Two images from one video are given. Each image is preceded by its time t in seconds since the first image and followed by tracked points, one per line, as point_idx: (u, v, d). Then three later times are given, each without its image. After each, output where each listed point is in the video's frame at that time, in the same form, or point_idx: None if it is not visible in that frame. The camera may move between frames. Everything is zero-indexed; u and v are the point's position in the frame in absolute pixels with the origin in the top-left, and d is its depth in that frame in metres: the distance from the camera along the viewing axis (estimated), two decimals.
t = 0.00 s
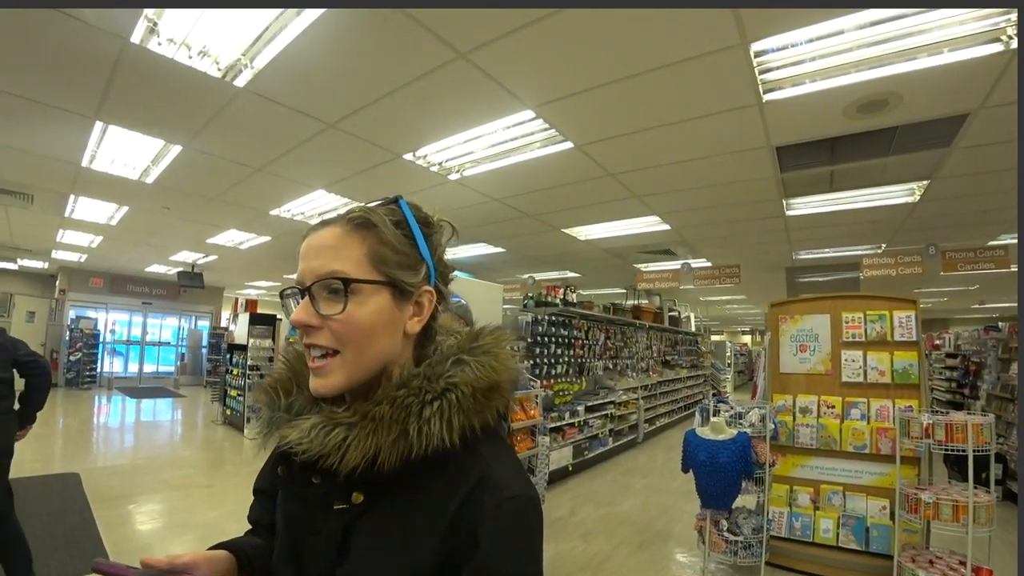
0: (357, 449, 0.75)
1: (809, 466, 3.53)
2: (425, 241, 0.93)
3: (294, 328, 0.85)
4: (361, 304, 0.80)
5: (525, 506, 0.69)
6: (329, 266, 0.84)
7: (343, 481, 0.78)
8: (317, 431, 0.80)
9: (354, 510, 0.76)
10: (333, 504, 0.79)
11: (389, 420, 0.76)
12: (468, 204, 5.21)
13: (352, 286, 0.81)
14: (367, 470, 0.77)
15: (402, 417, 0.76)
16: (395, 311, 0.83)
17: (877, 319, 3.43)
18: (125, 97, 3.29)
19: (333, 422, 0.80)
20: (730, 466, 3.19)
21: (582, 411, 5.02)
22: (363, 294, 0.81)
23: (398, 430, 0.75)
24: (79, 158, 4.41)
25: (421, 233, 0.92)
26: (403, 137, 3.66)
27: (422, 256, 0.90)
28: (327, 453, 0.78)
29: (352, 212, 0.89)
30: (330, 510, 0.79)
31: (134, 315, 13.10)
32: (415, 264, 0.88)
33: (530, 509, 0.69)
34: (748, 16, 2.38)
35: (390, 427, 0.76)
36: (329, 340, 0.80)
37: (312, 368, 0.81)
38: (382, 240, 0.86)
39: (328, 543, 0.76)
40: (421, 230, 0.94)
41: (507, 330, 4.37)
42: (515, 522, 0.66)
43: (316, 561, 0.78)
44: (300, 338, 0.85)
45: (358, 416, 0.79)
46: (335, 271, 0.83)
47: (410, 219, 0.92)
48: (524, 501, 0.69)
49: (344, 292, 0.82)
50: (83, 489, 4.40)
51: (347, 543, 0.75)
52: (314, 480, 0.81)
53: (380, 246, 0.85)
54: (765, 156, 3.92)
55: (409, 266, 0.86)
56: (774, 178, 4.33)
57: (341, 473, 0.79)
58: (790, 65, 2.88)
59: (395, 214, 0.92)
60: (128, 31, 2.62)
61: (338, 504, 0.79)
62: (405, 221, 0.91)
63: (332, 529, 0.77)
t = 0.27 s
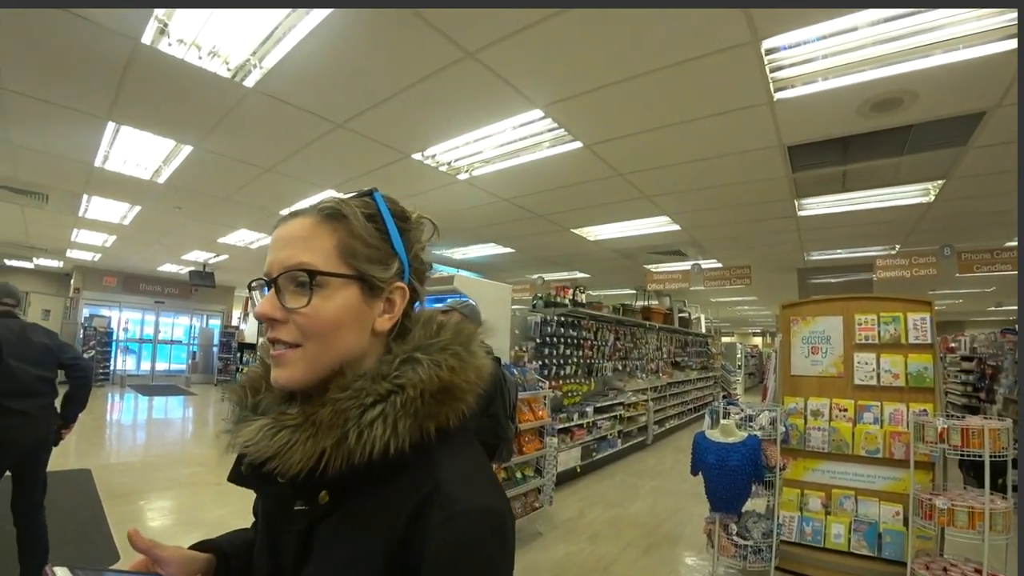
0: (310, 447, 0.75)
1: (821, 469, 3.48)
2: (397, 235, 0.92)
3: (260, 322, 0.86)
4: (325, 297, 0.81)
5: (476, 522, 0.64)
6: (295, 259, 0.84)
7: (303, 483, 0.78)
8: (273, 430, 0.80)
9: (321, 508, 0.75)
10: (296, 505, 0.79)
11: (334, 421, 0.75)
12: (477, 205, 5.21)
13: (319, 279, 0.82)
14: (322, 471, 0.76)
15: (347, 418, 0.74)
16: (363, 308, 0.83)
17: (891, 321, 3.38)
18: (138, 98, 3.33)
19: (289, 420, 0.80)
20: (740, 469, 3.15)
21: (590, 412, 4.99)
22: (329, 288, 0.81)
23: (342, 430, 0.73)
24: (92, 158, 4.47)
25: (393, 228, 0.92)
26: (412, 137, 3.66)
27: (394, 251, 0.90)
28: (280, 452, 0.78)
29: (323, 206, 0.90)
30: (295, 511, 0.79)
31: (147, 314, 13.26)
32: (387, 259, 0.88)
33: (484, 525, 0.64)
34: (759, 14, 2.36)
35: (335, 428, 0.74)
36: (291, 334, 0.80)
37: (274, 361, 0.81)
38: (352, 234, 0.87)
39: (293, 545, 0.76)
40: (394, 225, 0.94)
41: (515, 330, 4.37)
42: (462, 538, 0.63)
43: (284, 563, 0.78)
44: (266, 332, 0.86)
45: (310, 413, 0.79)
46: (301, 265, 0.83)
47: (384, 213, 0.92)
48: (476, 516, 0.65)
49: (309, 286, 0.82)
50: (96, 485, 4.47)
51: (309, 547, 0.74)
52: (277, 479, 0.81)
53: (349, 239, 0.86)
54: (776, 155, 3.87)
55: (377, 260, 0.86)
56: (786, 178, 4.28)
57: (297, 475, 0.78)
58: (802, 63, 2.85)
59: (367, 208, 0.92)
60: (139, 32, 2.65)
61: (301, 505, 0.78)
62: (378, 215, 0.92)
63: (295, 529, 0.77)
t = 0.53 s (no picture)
0: (272, 443, 0.74)
1: (839, 474, 3.42)
2: (368, 233, 0.92)
3: (229, 322, 0.85)
4: (295, 299, 0.81)
5: (440, 510, 0.65)
6: (264, 259, 0.83)
7: (267, 476, 0.77)
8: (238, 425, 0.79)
9: (287, 503, 0.74)
10: (260, 499, 0.77)
11: (296, 415, 0.74)
12: (490, 205, 5.21)
13: (289, 282, 0.81)
14: (285, 466, 0.75)
15: (309, 411, 0.73)
16: (332, 308, 0.83)
17: (912, 323, 3.30)
18: (157, 101, 3.39)
19: (253, 415, 0.79)
20: (756, 472, 3.10)
21: (604, 413, 4.96)
22: (299, 291, 0.81)
23: (304, 424, 0.73)
24: (113, 160, 4.56)
25: (364, 226, 0.92)
26: (426, 137, 3.68)
27: (364, 250, 0.90)
28: (245, 446, 0.77)
29: (293, 202, 0.89)
30: (259, 508, 0.78)
31: (166, 313, 13.52)
32: (357, 259, 0.88)
33: (447, 514, 0.65)
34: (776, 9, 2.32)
35: (297, 421, 0.73)
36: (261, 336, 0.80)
37: (244, 361, 0.81)
38: (322, 232, 0.86)
39: (256, 543, 0.75)
40: (364, 224, 0.94)
41: (529, 331, 4.37)
42: (426, 525, 0.63)
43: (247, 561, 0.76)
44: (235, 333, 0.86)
45: (274, 410, 0.78)
46: (270, 264, 0.83)
47: (353, 210, 0.92)
48: (440, 504, 0.65)
49: (277, 288, 0.82)
50: (116, 481, 4.57)
51: (272, 543, 0.73)
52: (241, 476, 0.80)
53: (319, 239, 0.85)
54: (793, 153, 3.81)
55: (348, 260, 0.86)
56: (803, 176, 4.21)
57: (262, 467, 0.77)
58: (819, 59, 2.80)
59: (338, 206, 0.92)
60: (157, 37, 2.70)
61: (266, 500, 0.77)
62: (347, 214, 0.91)
63: (260, 524, 0.75)
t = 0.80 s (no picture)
0: (256, 416, 0.77)
1: (859, 478, 3.34)
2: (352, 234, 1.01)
3: (230, 299, 0.86)
4: (310, 286, 0.88)
5: (414, 470, 0.72)
6: (276, 245, 0.88)
7: (245, 455, 0.80)
8: (215, 404, 0.81)
9: (261, 484, 0.77)
10: (237, 480, 0.80)
11: (279, 387, 0.77)
12: (505, 205, 5.21)
13: (301, 267, 0.88)
14: (265, 440, 0.78)
15: (292, 382, 0.77)
16: (325, 294, 0.90)
17: (936, 324, 3.21)
18: (179, 104, 3.46)
19: (231, 393, 0.82)
20: (774, 476, 3.05)
21: (620, 415, 4.92)
22: (306, 275, 0.88)
23: (289, 393, 0.76)
24: (135, 162, 4.66)
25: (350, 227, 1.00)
26: (443, 138, 3.69)
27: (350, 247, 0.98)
28: (225, 421, 0.79)
29: (296, 196, 0.94)
30: (235, 489, 0.80)
31: (187, 312, 13.78)
32: (341, 253, 0.95)
33: (419, 472, 0.72)
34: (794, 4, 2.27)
35: (280, 392, 0.77)
36: (272, 315, 0.85)
37: (244, 338, 0.84)
38: (326, 229, 0.94)
39: (234, 522, 0.77)
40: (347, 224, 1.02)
41: (544, 331, 4.36)
42: (404, 481, 0.70)
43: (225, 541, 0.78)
44: (229, 310, 0.87)
45: (258, 385, 0.81)
46: (283, 251, 0.87)
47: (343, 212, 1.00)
48: (414, 465, 0.72)
49: (285, 271, 0.87)
50: (138, 477, 4.66)
51: (252, 520, 0.76)
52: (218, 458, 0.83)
53: (326, 236, 0.93)
54: (813, 151, 3.74)
55: (343, 257, 0.95)
56: (824, 174, 4.13)
57: (241, 444, 0.80)
58: (839, 54, 2.74)
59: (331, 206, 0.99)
60: (176, 40, 2.75)
61: (243, 479, 0.80)
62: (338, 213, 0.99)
63: (238, 505, 0.78)
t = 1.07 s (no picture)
0: (259, 408, 0.79)
1: (884, 481, 3.25)
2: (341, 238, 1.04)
3: (236, 298, 0.87)
4: (316, 287, 0.91)
5: (405, 456, 0.77)
6: (283, 247, 0.90)
7: (241, 449, 0.81)
8: (213, 400, 0.82)
9: (255, 478, 0.79)
10: (233, 474, 0.81)
11: (278, 380, 0.80)
12: (520, 204, 5.20)
13: (309, 269, 0.90)
14: (263, 433, 0.80)
15: (290, 376, 0.80)
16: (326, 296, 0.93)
17: (964, 323, 3.12)
18: (199, 109, 3.52)
19: (229, 388, 0.83)
20: (795, 478, 2.99)
21: (638, 415, 4.88)
22: (314, 277, 0.91)
23: (289, 386, 0.79)
24: (157, 167, 4.75)
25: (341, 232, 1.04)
26: (459, 138, 3.69)
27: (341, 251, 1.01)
28: (224, 414, 0.81)
29: (296, 201, 0.97)
30: (229, 482, 0.82)
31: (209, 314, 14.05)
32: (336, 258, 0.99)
33: (410, 457, 0.78)
34: None
35: (279, 385, 0.79)
36: (280, 314, 0.87)
37: (251, 336, 0.85)
38: (324, 234, 0.97)
39: (228, 514, 0.79)
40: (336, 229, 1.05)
41: (561, 331, 4.36)
42: (397, 465, 0.76)
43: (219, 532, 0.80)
44: (233, 309, 0.87)
45: (257, 380, 0.83)
46: (290, 253, 0.90)
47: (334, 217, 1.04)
48: (406, 451, 0.78)
49: (294, 272, 0.89)
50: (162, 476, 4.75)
51: (246, 511, 0.77)
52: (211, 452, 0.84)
53: (325, 241, 0.97)
54: (834, 147, 3.66)
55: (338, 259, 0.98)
56: (845, 170, 4.04)
57: (237, 438, 0.82)
58: (860, 46, 2.68)
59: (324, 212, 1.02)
60: (194, 46, 2.79)
61: (237, 473, 0.81)
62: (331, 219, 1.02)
63: (233, 499, 0.79)
